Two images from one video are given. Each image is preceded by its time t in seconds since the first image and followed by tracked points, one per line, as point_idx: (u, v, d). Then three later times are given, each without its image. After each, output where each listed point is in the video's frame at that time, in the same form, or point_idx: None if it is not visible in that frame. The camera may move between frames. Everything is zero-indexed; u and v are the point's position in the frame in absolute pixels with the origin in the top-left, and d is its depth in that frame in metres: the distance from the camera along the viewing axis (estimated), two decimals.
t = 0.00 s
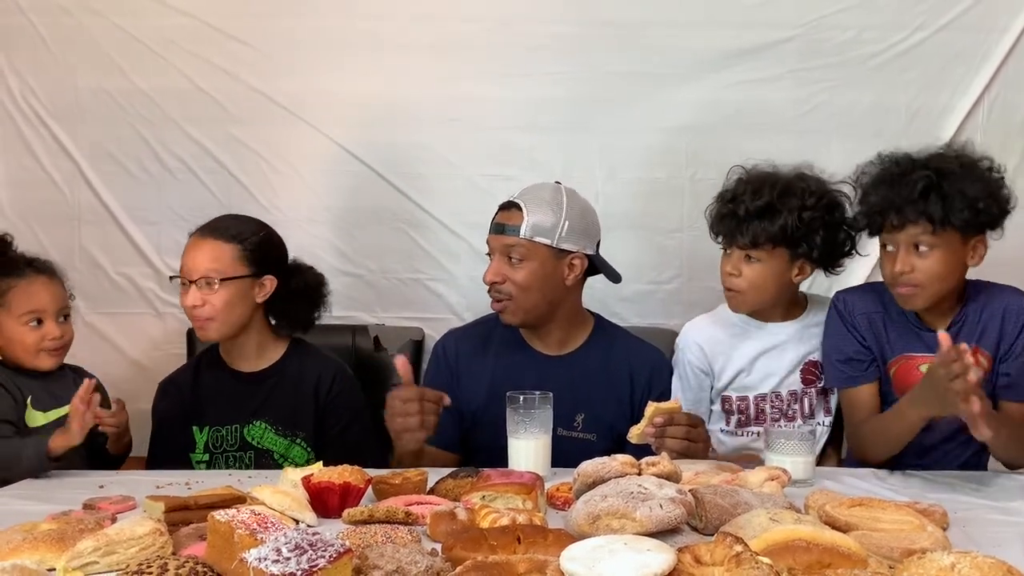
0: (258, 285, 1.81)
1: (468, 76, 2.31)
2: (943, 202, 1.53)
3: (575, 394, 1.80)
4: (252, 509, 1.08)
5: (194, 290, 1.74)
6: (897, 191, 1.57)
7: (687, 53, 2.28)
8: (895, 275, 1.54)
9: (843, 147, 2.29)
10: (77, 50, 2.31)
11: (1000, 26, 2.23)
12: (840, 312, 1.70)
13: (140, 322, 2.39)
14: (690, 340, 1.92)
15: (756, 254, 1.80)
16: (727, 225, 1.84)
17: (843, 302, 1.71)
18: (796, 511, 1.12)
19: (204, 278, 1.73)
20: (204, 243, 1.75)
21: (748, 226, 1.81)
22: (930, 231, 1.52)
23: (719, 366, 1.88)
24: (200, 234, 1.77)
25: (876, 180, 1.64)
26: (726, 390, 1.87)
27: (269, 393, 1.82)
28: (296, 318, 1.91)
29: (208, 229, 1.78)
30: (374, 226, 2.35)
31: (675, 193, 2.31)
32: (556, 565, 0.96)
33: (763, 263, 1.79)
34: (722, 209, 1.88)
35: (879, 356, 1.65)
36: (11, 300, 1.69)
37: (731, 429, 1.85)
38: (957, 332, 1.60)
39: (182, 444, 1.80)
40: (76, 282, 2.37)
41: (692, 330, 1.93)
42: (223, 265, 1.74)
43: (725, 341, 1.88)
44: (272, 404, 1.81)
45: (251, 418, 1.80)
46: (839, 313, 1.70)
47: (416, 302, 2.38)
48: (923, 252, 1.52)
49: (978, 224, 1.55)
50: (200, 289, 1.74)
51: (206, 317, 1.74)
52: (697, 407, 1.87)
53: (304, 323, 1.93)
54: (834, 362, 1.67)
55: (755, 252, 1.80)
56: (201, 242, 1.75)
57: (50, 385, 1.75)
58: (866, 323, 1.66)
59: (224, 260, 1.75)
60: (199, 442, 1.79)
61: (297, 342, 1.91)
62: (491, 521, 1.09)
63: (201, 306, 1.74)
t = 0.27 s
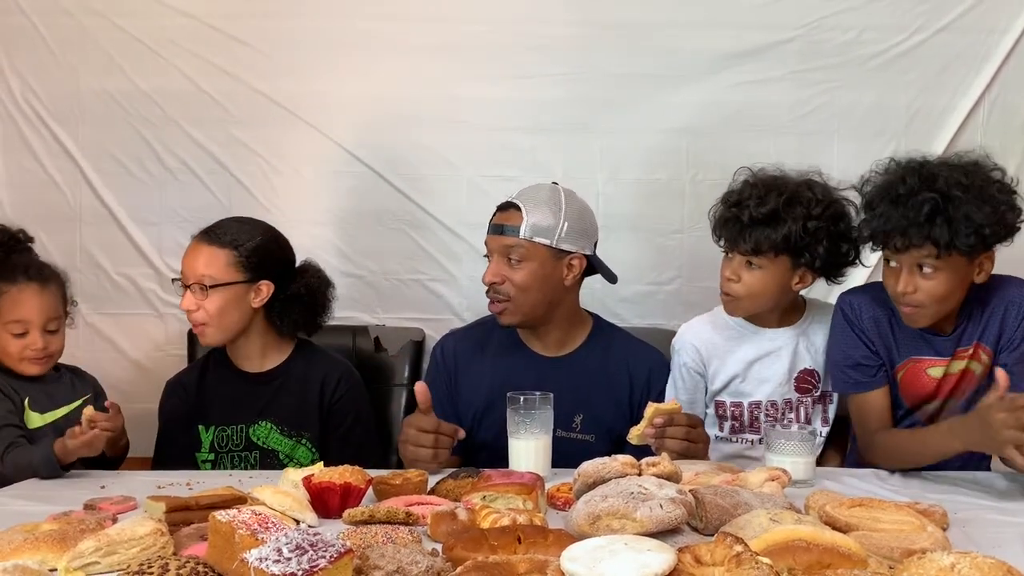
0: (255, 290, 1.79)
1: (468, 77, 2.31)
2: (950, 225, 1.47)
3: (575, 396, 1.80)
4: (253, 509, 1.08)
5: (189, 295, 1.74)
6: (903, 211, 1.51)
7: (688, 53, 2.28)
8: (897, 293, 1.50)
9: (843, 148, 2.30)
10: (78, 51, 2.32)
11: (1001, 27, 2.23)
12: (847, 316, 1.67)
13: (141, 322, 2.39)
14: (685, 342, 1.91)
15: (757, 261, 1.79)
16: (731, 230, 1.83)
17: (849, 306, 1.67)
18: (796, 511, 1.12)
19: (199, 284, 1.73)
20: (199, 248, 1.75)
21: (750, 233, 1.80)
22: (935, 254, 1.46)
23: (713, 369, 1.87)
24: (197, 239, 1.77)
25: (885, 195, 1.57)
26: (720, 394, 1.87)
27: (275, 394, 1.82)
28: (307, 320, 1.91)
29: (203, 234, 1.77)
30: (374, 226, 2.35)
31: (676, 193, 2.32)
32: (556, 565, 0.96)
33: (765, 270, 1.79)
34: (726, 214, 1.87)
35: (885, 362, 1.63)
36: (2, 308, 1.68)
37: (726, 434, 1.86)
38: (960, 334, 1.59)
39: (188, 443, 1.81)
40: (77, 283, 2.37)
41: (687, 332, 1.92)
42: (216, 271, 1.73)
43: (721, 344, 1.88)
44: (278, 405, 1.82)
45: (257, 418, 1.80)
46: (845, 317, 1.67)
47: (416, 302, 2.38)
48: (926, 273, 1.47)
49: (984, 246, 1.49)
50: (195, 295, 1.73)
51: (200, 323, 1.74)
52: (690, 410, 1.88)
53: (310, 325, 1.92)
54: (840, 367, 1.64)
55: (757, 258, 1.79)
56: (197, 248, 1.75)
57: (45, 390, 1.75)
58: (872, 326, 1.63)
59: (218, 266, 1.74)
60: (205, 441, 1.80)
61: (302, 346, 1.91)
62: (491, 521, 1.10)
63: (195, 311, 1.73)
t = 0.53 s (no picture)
0: (254, 293, 1.79)
1: (468, 77, 2.31)
2: (957, 237, 1.41)
3: (573, 395, 1.80)
4: (253, 511, 1.08)
5: (189, 300, 1.74)
6: (909, 220, 1.46)
7: (687, 53, 2.28)
8: (904, 302, 1.46)
9: (843, 148, 2.29)
10: (78, 52, 2.32)
11: (1001, 26, 2.22)
12: (856, 312, 1.63)
13: (141, 323, 2.39)
14: (687, 337, 1.91)
15: (763, 261, 1.79)
16: (736, 230, 1.82)
17: (860, 301, 1.63)
18: (796, 512, 1.12)
19: (197, 288, 1.73)
20: (197, 253, 1.75)
21: (756, 233, 1.79)
22: (942, 265, 1.41)
23: (715, 367, 1.87)
24: (195, 244, 1.77)
25: (892, 203, 1.52)
26: (721, 394, 1.86)
27: (278, 396, 1.82)
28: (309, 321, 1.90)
29: (201, 239, 1.78)
30: (374, 227, 2.35)
31: (675, 194, 2.31)
32: (555, 566, 0.96)
33: (769, 271, 1.78)
34: (732, 213, 1.86)
35: (897, 356, 1.58)
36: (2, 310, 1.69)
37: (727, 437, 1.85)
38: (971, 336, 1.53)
39: (191, 444, 1.81)
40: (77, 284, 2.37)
41: (690, 328, 1.92)
42: (214, 275, 1.73)
43: (723, 342, 1.87)
44: (282, 407, 1.82)
45: (261, 420, 1.80)
46: (853, 313, 1.63)
47: (416, 303, 2.38)
48: (934, 283, 1.43)
49: (995, 256, 1.43)
50: (194, 299, 1.74)
51: (202, 327, 1.75)
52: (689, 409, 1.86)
53: (314, 325, 1.92)
54: (852, 360, 1.60)
55: (762, 258, 1.79)
56: (195, 253, 1.75)
57: (45, 390, 1.75)
58: (884, 321, 1.59)
59: (215, 270, 1.74)
60: (208, 443, 1.80)
61: (303, 349, 1.91)
62: (490, 522, 1.10)
63: (196, 315, 1.74)
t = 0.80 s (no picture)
0: (253, 296, 1.79)
1: (468, 77, 2.31)
2: (976, 239, 1.41)
3: (574, 392, 1.80)
4: (253, 512, 1.08)
5: (187, 305, 1.74)
6: (927, 221, 1.45)
7: (687, 53, 2.28)
8: (921, 305, 1.45)
9: (843, 148, 2.29)
10: (78, 52, 2.32)
11: (1001, 26, 2.22)
12: (866, 313, 1.63)
13: (141, 324, 2.39)
14: (694, 337, 1.92)
15: (768, 260, 1.79)
16: (741, 229, 1.83)
17: (870, 302, 1.63)
18: (796, 512, 1.12)
19: (194, 293, 1.73)
20: (194, 258, 1.75)
21: (761, 231, 1.80)
22: (960, 268, 1.41)
23: (721, 365, 1.87)
24: (190, 249, 1.77)
25: (911, 203, 1.52)
26: (727, 394, 1.87)
27: (278, 398, 1.82)
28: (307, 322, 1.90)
29: (197, 243, 1.77)
30: (374, 228, 2.35)
31: (676, 194, 2.31)
32: (555, 567, 0.95)
33: (774, 269, 1.79)
34: (738, 212, 1.87)
35: (905, 362, 1.57)
36: (7, 309, 1.70)
37: (731, 437, 1.85)
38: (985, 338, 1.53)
39: (191, 446, 1.81)
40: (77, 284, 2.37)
41: (696, 327, 1.94)
42: (211, 279, 1.73)
43: (730, 340, 1.88)
44: (283, 409, 1.82)
45: (261, 422, 1.80)
46: (863, 314, 1.63)
47: (416, 304, 2.38)
48: (952, 286, 1.42)
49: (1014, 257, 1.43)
50: (193, 304, 1.73)
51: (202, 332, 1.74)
52: (695, 407, 1.87)
53: (312, 325, 1.92)
54: (860, 362, 1.59)
55: (767, 257, 1.79)
56: (191, 257, 1.75)
57: (49, 390, 1.75)
58: (892, 323, 1.59)
59: (212, 274, 1.73)
60: (208, 444, 1.80)
61: (303, 350, 1.91)
62: (490, 523, 1.10)
63: (195, 320, 1.73)
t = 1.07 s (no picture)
0: (257, 295, 1.80)
1: (468, 78, 2.31)
2: (977, 245, 1.40)
3: (575, 388, 1.80)
4: (254, 512, 1.08)
5: (190, 307, 1.74)
6: (926, 226, 1.45)
7: (688, 53, 2.28)
8: (920, 309, 1.45)
9: (844, 148, 2.29)
10: (78, 53, 2.32)
11: (1002, 26, 2.22)
12: (864, 314, 1.63)
13: (142, 325, 2.39)
14: (700, 332, 1.92)
15: (777, 253, 1.79)
16: (750, 223, 1.84)
17: (865, 304, 1.64)
18: (798, 512, 1.12)
19: (198, 295, 1.73)
20: (195, 260, 1.74)
21: (770, 224, 1.80)
22: (959, 273, 1.41)
23: (727, 360, 1.88)
24: (189, 252, 1.76)
25: (914, 211, 1.51)
26: (732, 389, 1.87)
27: (278, 398, 1.82)
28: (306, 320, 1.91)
29: (195, 245, 1.77)
30: (375, 228, 2.35)
31: (676, 194, 2.31)
32: (557, 567, 0.95)
33: (783, 262, 1.79)
34: (746, 206, 1.88)
35: (903, 364, 1.58)
36: (16, 309, 1.71)
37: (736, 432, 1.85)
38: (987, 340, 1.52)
39: (190, 446, 1.81)
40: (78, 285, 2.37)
41: (702, 323, 1.94)
42: (215, 280, 1.73)
43: (736, 335, 1.88)
44: (282, 409, 1.81)
45: (261, 423, 1.80)
46: (861, 315, 1.64)
47: (417, 304, 2.38)
48: (951, 291, 1.42)
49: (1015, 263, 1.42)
50: (197, 306, 1.73)
51: (207, 333, 1.74)
52: (701, 402, 1.87)
53: (311, 323, 1.93)
54: (856, 363, 1.60)
55: (776, 251, 1.79)
56: (192, 259, 1.74)
57: (55, 391, 1.76)
58: (889, 325, 1.59)
59: (216, 275, 1.73)
60: (207, 445, 1.79)
61: (303, 350, 1.91)
62: (492, 523, 1.09)
63: (201, 322, 1.73)
